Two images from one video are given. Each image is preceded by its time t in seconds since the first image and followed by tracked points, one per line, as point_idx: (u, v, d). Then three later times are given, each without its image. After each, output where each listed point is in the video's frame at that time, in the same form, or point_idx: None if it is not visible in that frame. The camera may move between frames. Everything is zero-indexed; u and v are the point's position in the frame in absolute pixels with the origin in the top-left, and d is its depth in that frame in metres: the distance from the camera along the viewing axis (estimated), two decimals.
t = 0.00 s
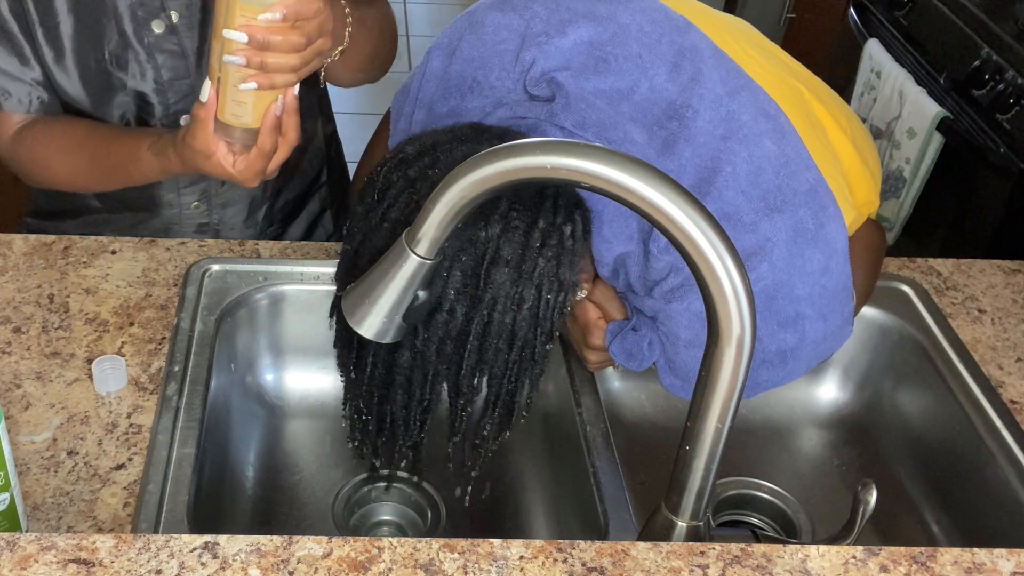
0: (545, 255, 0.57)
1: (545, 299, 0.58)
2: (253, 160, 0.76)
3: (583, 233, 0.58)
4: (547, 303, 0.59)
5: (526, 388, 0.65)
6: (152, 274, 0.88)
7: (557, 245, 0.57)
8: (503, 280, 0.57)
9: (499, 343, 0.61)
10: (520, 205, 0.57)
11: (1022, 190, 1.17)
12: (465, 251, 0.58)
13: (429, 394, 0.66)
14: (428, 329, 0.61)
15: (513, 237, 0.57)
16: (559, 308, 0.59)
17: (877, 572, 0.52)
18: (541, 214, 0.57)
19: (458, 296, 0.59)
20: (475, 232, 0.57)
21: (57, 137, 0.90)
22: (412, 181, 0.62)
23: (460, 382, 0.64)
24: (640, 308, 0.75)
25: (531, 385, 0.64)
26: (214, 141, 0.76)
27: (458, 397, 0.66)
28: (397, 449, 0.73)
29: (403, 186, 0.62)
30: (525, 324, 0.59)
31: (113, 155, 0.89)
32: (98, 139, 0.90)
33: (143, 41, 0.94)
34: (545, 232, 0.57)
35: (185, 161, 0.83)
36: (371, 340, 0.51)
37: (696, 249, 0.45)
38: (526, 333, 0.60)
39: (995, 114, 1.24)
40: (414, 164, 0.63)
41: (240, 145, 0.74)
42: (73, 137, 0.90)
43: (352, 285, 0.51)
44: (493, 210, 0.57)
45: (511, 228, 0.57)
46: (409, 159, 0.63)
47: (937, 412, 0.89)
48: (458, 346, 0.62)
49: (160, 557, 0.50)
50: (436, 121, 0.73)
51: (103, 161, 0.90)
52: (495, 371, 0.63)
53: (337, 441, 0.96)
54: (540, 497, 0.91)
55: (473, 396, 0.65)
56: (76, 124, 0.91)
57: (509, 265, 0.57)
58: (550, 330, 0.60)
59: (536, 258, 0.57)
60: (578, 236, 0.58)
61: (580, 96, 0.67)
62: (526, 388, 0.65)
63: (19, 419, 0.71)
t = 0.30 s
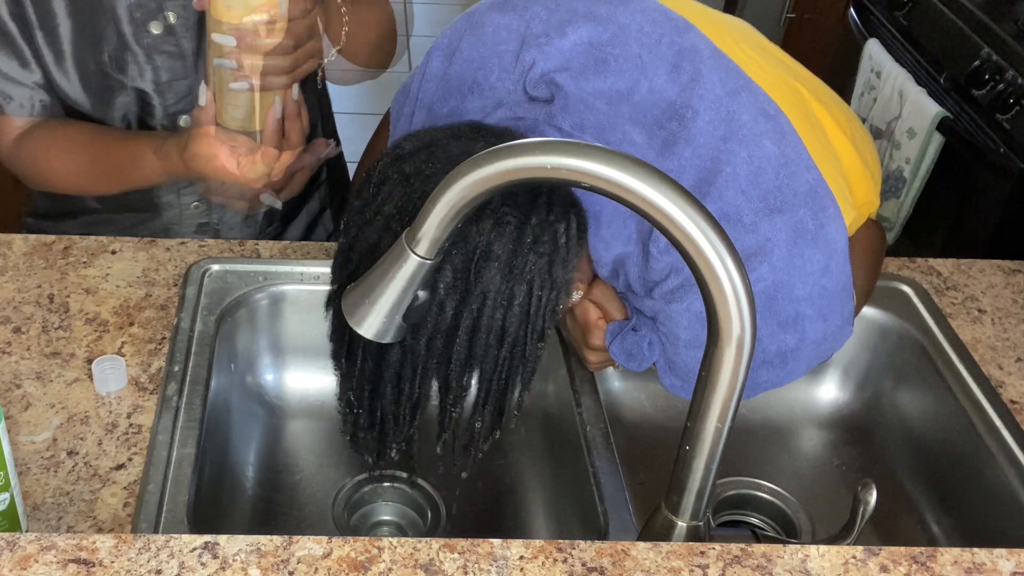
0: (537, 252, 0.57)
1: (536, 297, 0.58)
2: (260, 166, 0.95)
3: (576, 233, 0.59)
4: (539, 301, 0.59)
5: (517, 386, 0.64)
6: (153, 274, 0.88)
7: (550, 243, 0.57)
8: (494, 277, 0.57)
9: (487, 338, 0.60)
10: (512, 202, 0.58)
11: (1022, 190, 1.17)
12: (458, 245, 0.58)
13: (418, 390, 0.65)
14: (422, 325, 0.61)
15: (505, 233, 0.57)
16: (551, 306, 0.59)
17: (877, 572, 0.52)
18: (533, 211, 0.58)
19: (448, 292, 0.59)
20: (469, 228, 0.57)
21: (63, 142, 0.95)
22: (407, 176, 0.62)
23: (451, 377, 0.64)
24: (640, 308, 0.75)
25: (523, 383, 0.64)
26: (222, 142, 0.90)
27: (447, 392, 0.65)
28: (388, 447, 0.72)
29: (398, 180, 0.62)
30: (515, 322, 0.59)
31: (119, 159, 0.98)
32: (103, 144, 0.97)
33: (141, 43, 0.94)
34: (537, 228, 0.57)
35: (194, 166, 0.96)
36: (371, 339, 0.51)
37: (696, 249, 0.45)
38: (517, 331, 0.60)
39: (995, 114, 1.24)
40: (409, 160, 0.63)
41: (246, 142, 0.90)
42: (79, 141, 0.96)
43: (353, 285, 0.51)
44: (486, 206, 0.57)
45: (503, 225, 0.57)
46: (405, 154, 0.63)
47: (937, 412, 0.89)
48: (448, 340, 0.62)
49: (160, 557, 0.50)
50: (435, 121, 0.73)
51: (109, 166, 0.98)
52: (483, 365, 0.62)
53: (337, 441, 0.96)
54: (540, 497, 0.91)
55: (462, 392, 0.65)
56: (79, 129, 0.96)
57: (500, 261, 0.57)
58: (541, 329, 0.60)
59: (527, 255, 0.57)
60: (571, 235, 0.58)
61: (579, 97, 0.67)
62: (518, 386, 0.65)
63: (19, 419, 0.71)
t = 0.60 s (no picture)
0: (538, 250, 0.57)
1: (537, 295, 0.58)
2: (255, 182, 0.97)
3: (577, 230, 0.59)
4: (539, 298, 0.59)
5: (517, 383, 0.65)
6: (153, 274, 0.88)
7: (551, 241, 0.58)
8: (495, 272, 0.57)
9: (489, 334, 0.60)
10: (515, 198, 0.57)
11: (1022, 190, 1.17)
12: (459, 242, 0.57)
13: (418, 382, 0.66)
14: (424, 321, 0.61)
15: (507, 229, 0.57)
16: (551, 304, 0.59)
17: (877, 572, 0.52)
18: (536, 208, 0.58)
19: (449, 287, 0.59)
20: (471, 222, 0.57)
21: (60, 142, 0.96)
22: (411, 168, 0.62)
23: (450, 373, 0.64)
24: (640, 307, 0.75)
25: (523, 381, 0.64)
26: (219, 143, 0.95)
27: (446, 387, 0.65)
28: (387, 440, 0.73)
29: (400, 175, 0.62)
30: (516, 318, 0.59)
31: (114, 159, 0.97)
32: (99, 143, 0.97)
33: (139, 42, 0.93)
34: (538, 227, 0.57)
35: (189, 166, 0.96)
36: (371, 339, 0.51)
37: (696, 249, 0.45)
38: (517, 328, 0.60)
39: (995, 114, 1.24)
40: (413, 154, 0.63)
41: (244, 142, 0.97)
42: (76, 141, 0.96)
43: (353, 284, 0.51)
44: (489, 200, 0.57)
45: (505, 221, 0.57)
46: (410, 147, 0.63)
47: (937, 412, 0.89)
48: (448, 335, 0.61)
49: (160, 557, 0.50)
50: (436, 120, 0.73)
51: (105, 166, 0.98)
52: (484, 360, 0.62)
53: (337, 442, 0.96)
54: (541, 496, 0.91)
55: (462, 387, 0.65)
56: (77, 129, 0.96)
57: (501, 257, 0.57)
58: (541, 328, 0.60)
59: (529, 252, 0.57)
60: (573, 233, 0.59)
61: (579, 96, 0.67)
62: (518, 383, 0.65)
63: (19, 419, 0.71)
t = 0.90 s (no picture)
0: (539, 239, 0.57)
1: (538, 284, 0.58)
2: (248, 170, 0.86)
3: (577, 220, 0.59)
4: (541, 288, 0.59)
5: (521, 374, 0.65)
6: (153, 274, 0.88)
7: (552, 230, 0.58)
8: (496, 261, 0.57)
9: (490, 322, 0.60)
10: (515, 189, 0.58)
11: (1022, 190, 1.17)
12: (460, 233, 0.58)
13: (422, 374, 0.66)
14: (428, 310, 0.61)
15: (508, 219, 0.57)
16: (553, 294, 0.59)
17: (877, 572, 0.52)
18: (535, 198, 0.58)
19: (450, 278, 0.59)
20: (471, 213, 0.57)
21: (56, 138, 0.92)
22: (412, 162, 0.62)
23: (454, 363, 0.64)
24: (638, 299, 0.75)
25: (526, 372, 0.64)
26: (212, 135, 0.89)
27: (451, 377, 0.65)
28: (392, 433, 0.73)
29: (401, 167, 0.62)
30: (518, 307, 0.59)
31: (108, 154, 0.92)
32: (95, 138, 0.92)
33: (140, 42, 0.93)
34: (539, 216, 0.58)
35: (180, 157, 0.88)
36: (371, 339, 0.51)
37: (696, 249, 0.45)
38: (520, 318, 0.60)
39: (995, 114, 1.24)
40: (413, 147, 0.63)
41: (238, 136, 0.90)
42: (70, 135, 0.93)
43: (353, 285, 0.51)
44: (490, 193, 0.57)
45: (505, 210, 0.57)
46: (409, 141, 0.63)
47: (937, 411, 0.89)
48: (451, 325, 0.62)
49: (160, 557, 0.50)
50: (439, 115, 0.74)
51: (100, 162, 0.93)
52: (486, 350, 0.62)
53: (337, 442, 0.96)
54: (540, 494, 0.91)
55: (466, 377, 0.65)
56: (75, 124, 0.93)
57: (503, 246, 0.57)
58: (543, 317, 0.60)
59: (530, 241, 0.57)
60: (573, 223, 0.58)
61: (578, 90, 0.68)
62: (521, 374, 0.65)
63: (19, 419, 0.71)
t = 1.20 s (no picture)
0: (548, 236, 0.57)
1: (548, 280, 0.58)
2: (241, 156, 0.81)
3: (584, 217, 0.59)
4: (550, 284, 0.58)
5: (527, 374, 0.64)
6: (153, 274, 0.88)
7: (561, 228, 0.58)
8: (507, 257, 0.57)
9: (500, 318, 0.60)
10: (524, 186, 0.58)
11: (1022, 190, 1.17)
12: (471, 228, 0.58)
13: (428, 372, 0.65)
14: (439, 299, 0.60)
15: (517, 216, 0.57)
16: (562, 292, 0.59)
17: (877, 572, 0.52)
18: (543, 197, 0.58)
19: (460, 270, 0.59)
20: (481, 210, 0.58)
21: (31, 134, 0.92)
22: (419, 159, 0.61)
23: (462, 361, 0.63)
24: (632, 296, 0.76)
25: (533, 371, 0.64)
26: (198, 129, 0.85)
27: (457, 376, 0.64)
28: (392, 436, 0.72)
29: (409, 164, 0.62)
30: (528, 305, 0.59)
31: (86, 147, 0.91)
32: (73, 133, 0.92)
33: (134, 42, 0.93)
34: (547, 214, 0.58)
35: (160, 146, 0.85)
36: (371, 339, 0.51)
37: (696, 250, 0.45)
38: (528, 316, 0.59)
39: (995, 114, 1.24)
40: (421, 144, 0.63)
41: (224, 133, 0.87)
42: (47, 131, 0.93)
43: (352, 286, 0.51)
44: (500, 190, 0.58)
45: (515, 206, 0.57)
46: (416, 139, 0.63)
47: (938, 410, 0.89)
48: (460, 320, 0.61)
49: (160, 557, 0.50)
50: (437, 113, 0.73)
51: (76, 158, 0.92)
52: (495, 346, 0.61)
53: (337, 442, 0.96)
54: (540, 495, 0.91)
55: (473, 377, 0.64)
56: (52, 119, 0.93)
57: (513, 242, 0.57)
58: (552, 315, 0.60)
59: (540, 238, 0.57)
60: (581, 220, 0.58)
61: (578, 86, 0.67)
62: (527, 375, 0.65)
63: (19, 419, 0.71)
